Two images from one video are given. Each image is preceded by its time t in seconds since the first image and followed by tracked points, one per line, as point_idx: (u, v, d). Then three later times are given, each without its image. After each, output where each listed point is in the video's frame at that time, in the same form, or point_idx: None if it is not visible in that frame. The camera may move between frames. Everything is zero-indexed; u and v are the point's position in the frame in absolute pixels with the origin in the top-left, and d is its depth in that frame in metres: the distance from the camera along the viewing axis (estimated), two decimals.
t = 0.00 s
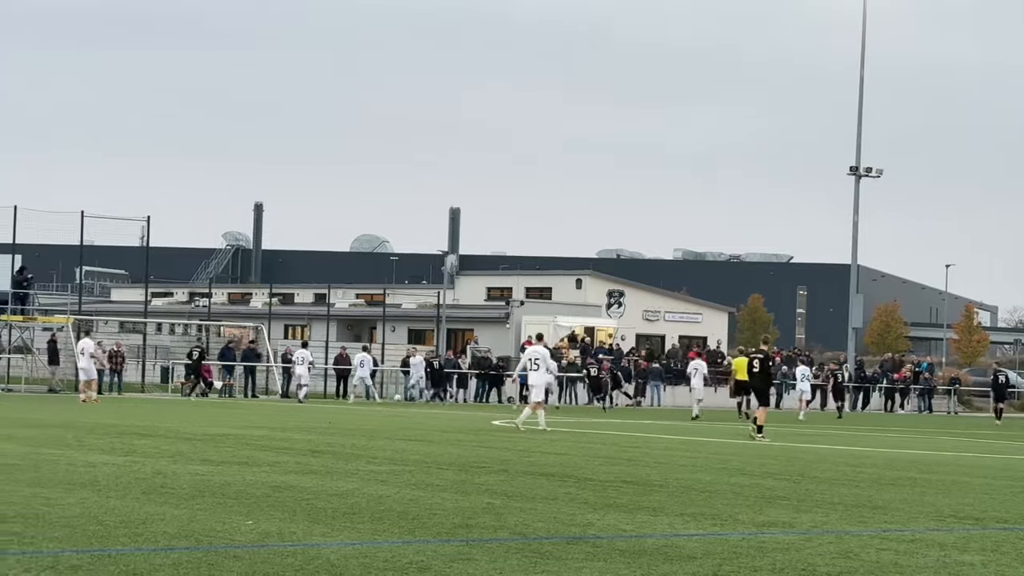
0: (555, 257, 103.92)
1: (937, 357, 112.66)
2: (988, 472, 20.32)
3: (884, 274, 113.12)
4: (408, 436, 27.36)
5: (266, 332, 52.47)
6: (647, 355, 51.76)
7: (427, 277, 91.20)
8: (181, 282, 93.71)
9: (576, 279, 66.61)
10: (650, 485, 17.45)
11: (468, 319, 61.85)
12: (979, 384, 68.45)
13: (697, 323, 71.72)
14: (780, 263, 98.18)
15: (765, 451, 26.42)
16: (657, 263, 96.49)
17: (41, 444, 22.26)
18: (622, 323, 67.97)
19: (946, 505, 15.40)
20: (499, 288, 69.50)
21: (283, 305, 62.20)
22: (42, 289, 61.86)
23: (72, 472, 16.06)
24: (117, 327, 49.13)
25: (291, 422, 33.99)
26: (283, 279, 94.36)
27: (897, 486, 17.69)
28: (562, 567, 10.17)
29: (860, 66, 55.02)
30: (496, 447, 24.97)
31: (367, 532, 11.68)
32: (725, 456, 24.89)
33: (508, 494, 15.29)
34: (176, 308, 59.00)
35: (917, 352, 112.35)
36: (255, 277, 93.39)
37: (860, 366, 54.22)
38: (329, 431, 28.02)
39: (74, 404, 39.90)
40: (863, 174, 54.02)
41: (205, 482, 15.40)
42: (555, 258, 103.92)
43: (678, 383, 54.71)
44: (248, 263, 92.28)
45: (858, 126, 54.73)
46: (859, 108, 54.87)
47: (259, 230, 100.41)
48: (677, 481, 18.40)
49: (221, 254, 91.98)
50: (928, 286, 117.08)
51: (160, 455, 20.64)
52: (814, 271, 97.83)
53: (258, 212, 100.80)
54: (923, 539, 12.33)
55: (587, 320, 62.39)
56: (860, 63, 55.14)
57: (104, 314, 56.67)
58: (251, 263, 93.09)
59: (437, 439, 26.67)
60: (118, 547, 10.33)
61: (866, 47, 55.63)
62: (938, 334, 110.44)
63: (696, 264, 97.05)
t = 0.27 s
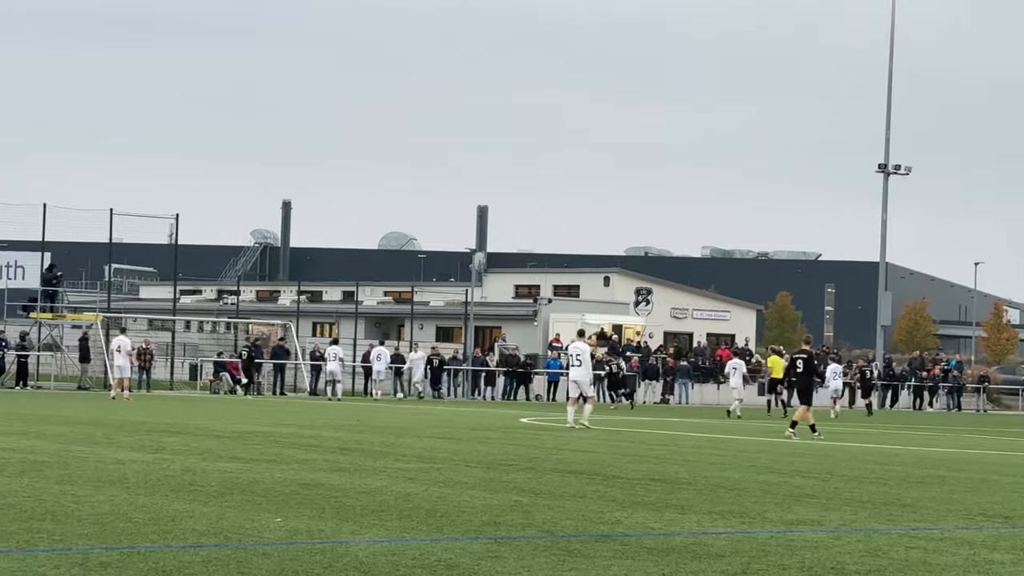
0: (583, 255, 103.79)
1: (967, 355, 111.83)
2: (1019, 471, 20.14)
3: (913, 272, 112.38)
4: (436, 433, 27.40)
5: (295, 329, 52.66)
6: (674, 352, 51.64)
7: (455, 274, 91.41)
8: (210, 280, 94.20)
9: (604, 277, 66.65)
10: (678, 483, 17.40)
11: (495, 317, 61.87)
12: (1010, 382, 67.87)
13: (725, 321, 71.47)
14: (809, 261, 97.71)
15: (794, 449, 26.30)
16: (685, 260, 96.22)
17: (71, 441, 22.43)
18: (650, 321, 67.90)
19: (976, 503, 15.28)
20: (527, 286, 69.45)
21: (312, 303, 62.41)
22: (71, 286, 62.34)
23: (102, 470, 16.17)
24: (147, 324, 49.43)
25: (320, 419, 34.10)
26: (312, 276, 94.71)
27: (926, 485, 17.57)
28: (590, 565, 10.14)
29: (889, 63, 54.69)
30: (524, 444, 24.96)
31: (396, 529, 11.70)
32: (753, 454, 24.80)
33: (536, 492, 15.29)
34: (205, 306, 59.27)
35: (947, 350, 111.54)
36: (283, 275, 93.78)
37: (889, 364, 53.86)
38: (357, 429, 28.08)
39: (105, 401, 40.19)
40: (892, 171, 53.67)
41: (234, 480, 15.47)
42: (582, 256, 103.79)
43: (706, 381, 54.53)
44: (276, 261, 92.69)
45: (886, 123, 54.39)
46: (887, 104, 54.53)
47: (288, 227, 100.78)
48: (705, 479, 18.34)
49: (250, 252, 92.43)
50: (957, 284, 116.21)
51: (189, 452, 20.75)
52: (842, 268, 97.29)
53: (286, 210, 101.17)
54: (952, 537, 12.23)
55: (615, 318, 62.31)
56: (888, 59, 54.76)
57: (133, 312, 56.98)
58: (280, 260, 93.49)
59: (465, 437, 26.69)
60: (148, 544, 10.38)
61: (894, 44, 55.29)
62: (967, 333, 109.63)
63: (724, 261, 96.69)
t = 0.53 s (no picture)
0: (610, 252, 103.61)
1: (997, 351, 111.00)
2: None
3: (942, 267, 111.65)
4: (464, 430, 27.43)
5: (322, 325, 52.80)
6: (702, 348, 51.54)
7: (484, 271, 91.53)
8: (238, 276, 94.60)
9: (632, 273, 66.98)
10: (706, 480, 17.35)
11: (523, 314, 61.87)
12: None
13: (753, 317, 71.23)
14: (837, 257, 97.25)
15: (822, 446, 26.20)
16: (713, 257, 95.95)
17: (101, 438, 22.57)
18: (678, 317, 67.90)
19: (1006, 500, 15.16)
20: (555, 282, 69.37)
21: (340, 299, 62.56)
22: (100, 283, 62.76)
23: (131, 466, 16.26)
24: (176, 320, 49.69)
25: (348, 415, 34.17)
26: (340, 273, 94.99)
27: (956, 481, 17.45)
28: (619, 561, 10.12)
29: (918, 57, 54.33)
30: (552, 441, 24.96)
31: (424, 525, 11.71)
32: (781, 450, 24.72)
33: (564, 488, 15.28)
34: (233, 303, 59.52)
35: (977, 347, 110.72)
36: (311, 271, 94.10)
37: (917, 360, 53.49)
38: (385, 425, 28.15)
39: (135, 397, 40.45)
40: (921, 166, 53.32)
41: (263, 476, 15.52)
42: (610, 252, 103.61)
43: (734, 377, 54.31)
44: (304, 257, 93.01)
45: (915, 118, 54.03)
46: (916, 99, 54.18)
47: (316, 224, 101.06)
48: (734, 475, 18.29)
49: (279, 248, 92.80)
50: (987, 280, 115.36)
51: (217, 448, 20.85)
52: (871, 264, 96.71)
53: (314, 207, 101.45)
54: (982, 534, 12.15)
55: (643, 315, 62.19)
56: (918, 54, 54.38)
57: (162, 308, 57.26)
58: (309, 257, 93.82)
59: (493, 433, 26.70)
60: (177, 539, 10.44)
61: (923, 38, 54.92)
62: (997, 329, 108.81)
63: (752, 257, 96.34)
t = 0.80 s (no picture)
0: (639, 247, 103.37)
1: None
2: None
3: (973, 262, 110.79)
4: (493, 424, 27.44)
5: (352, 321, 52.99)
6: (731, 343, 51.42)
7: (513, 266, 91.56)
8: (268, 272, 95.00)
9: (661, 268, 66.93)
10: (737, 474, 17.31)
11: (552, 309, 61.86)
12: None
13: (783, 312, 70.93)
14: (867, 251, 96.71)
15: (853, 440, 26.04)
16: (742, 251, 95.60)
17: (132, 432, 22.72)
18: (707, 312, 67.70)
19: None
20: (585, 277, 69.25)
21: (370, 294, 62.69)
22: (131, 278, 63.17)
23: (162, 460, 16.36)
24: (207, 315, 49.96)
25: (378, 410, 34.25)
26: (369, 268, 95.20)
27: (988, 476, 17.31)
28: (650, 556, 10.10)
29: (949, 51, 53.92)
30: (582, 435, 24.94)
31: (455, 520, 11.72)
32: (812, 445, 24.59)
33: (594, 483, 15.26)
34: (263, 297, 59.79)
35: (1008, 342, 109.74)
36: (341, 267, 94.36)
37: (947, 354, 53.08)
38: (415, 420, 28.20)
39: (165, 392, 40.72)
40: (951, 161, 52.91)
41: (293, 471, 15.58)
42: (639, 247, 103.35)
43: (764, 372, 54.08)
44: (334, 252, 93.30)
45: (946, 112, 53.61)
46: (947, 93, 53.75)
47: (345, 219, 101.31)
48: (764, 469, 18.22)
49: (309, 244, 93.13)
50: (1018, 275, 114.33)
51: (247, 443, 20.94)
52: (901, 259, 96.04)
53: (344, 202, 101.72)
54: (1015, 529, 12.05)
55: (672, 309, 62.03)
56: (948, 48, 53.95)
57: (192, 304, 57.57)
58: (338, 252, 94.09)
59: (522, 428, 26.71)
60: (208, 534, 10.50)
61: (953, 32, 54.51)
62: None
63: (782, 252, 95.91)
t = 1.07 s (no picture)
0: (664, 242, 103.16)
1: None
2: None
3: (1000, 256, 110.07)
4: (518, 419, 27.44)
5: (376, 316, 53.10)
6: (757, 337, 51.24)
7: (538, 260, 91.62)
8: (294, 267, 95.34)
9: (686, 262, 66.76)
10: (763, 469, 17.25)
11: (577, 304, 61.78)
12: None
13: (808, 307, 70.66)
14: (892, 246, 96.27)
15: (880, 434, 25.91)
16: (767, 246, 95.30)
17: (159, 428, 22.82)
18: (732, 307, 67.50)
19: None
20: (609, 272, 69.16)
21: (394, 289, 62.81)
22: (157, 274, 63.44)
23: (188, 455, 16.43)
24: (232, 310, 50.09)
25: (402, 405, 34.30)
26: (394, 263, 95.42)
27: (1016, 471, 17.18)
28: (676, 550, 10.06)
29: (975, 44, 53.51)
30: (607, 430, 24.90)
31: (481, 515, 11.71)
32: (838, 440, 24.47)
33: (620, 477, 15.23)
34: (289, 292, 60.01)
35: None
36: (366, 262, 94.61)
37: (974, 349, 52.75)
38: (440, 415, 28.25)
39: (192, 387, 40.89)
40: (978, 155, 52.51)
41: (320, 466, 15.62)
42: (664, 242, 103.14)
43: (789, 366, 53.85)
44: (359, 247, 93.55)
45: (973, 105, 53.21)
46: (974, 86, 53.34)
47: (371, 214, 101.53)
48: (790, 464, 18.14)
49: (334, 238, 93.39)
50: None
51: (273, 438, 20.99)
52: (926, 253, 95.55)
53: (369, 197, 101.95)
54: None
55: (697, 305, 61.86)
56: (974, 41, 53.53)
57: (218, 299, 57.83)
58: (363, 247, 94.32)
59: (547, 423, 26.69)
60: (234, 528, 10.53)
61: (980, 25, 54.09)
62: None
63: (807, 247, 95.57)
